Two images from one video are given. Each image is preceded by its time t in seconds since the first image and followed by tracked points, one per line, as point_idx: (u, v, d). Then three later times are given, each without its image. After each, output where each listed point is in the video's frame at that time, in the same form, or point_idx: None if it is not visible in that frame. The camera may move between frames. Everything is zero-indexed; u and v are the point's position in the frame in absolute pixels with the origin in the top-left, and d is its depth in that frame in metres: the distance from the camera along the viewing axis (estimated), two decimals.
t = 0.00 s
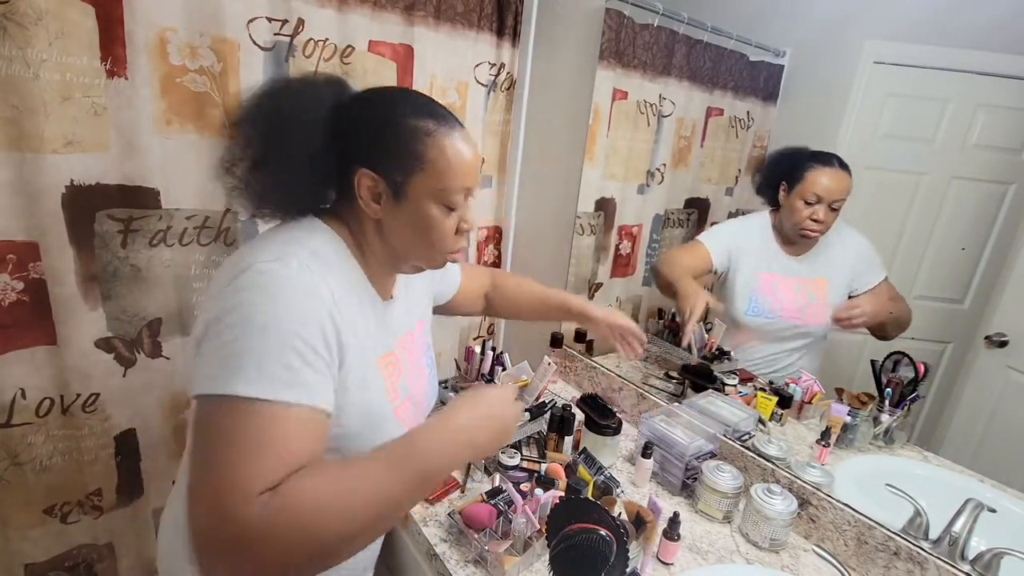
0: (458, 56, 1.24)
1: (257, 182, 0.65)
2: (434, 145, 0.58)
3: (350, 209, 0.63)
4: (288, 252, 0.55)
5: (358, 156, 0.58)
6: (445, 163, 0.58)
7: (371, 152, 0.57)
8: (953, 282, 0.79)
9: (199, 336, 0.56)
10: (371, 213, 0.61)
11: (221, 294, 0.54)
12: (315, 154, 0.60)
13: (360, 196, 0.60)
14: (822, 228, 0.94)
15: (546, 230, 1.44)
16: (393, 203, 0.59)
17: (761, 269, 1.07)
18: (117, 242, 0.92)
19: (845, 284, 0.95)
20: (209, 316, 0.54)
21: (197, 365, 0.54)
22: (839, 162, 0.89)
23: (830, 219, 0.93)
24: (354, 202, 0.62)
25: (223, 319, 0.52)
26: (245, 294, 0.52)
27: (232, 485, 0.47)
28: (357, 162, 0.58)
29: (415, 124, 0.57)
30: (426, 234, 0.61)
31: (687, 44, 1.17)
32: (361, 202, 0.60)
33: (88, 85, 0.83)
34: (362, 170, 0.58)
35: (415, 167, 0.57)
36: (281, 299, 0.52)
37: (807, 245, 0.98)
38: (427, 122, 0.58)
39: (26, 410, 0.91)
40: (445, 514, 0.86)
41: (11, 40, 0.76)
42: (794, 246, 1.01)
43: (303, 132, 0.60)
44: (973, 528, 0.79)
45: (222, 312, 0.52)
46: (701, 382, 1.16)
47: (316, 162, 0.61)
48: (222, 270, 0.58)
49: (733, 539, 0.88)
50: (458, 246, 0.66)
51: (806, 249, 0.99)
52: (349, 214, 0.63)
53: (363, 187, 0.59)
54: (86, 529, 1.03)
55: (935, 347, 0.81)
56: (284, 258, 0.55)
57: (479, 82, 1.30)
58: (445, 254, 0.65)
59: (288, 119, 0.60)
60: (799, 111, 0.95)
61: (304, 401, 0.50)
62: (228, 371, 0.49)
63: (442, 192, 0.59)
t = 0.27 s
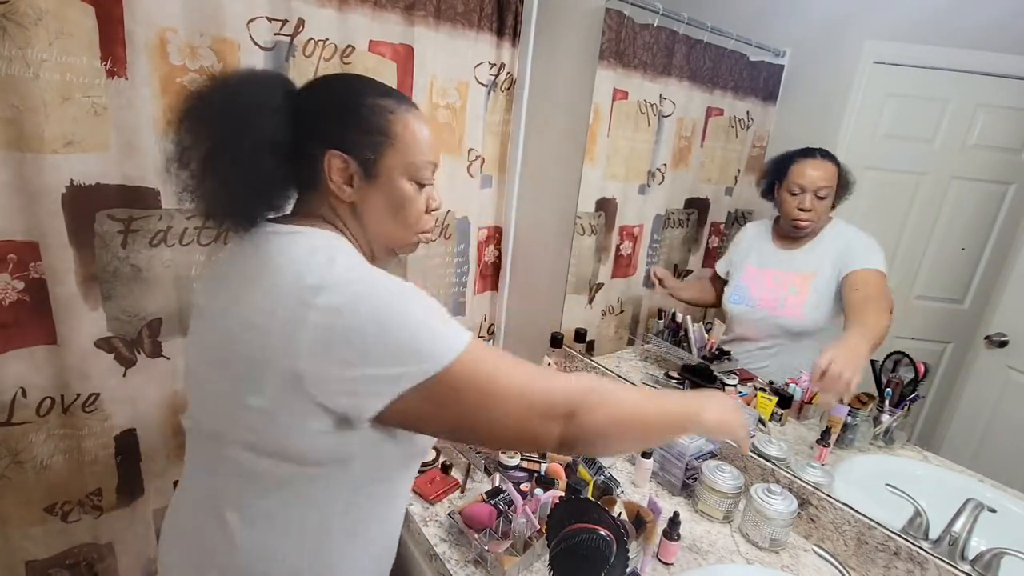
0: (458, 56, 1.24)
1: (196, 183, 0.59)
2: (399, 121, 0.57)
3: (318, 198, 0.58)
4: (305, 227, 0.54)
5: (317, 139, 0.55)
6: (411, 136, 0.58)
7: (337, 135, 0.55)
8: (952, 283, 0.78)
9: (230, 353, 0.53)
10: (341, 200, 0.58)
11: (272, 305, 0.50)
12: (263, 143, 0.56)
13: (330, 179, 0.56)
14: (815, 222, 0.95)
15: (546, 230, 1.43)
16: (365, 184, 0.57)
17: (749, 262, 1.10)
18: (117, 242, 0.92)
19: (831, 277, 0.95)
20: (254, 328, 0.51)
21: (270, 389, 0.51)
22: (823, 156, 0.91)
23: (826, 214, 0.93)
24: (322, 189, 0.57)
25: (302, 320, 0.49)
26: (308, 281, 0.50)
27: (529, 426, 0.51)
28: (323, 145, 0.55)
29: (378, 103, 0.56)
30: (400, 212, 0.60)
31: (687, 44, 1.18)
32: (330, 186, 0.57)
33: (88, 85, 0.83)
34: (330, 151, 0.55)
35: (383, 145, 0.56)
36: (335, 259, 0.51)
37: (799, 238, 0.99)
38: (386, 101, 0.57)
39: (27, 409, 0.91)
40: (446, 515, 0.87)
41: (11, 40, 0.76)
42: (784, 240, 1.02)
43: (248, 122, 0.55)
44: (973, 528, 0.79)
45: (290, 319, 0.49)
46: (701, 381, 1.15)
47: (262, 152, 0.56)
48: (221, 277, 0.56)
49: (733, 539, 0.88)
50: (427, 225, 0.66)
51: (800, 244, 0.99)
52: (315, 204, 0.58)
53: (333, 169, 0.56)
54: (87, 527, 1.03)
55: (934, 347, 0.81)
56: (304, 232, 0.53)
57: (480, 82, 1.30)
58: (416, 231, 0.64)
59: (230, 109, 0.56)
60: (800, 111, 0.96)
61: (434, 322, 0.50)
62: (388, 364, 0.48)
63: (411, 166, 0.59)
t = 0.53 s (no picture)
0: (458, 56, 1.24)
1: (233, 196, 0.50)
2: (470, 138, 0.58)
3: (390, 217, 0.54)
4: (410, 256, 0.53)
5: (397, 155, 0.53)
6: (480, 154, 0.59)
7: (417, 149, 0.53)
8: (952, 282, 0.79)
9: (340, 412, 0.49)
10: (413, 222, 0.55)
11: (406, 360, 0.48)
12: (333, 156, 0.47)
13: (404, 200, 0.54)
14: (842, 231, 0.91)
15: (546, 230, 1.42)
16: (440, 201, 0.56)
17: (783, 270, 1.04)
18: (118, 242, 0.92)
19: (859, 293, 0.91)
20: (387, 384, 0.48)
21: (412, 437, 0.49)
22: (855, 160, 0.87)
23: (857, 223, 0.89)
24: (399, 208, 0.54)
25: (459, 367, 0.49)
26: (450, 327, 0.50)
27: (648, 457, 0.54)
28: (400, 161, 0.53)
29: (452, 118, 0.56)
30: (465, 227, 0.61)
31: (687, 44, 1.19)
32: (406, 206, 0.54)
33: (88, 85, 0.83)
34: (410, 169, 0.53)
35: (458, 161, 0.56)
36: (462, 297, 0.53)
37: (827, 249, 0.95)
38: (450, 114, 0.56)
39: (27, 408, 0.91)
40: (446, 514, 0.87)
41: (12, 40, 0.76)
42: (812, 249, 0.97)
43: (304, 134, 0.46)
44: (973, 528, 0.79)
45: (434, 370, 0.49)
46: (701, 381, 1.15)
47: (326, 170, 0.47)
48: (285, 320, 0.50)
49: (733, 539, 0.88)
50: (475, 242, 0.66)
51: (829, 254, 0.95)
52: (387, 227, 0.54)
53: (409, 191, 0.54)
54: (87, 526, 1.03)
55: (934, 347, 0.81)
56: (418, 266, 0.53)
57: (480, 82, 1.29)
58: (470, 248, 0.64)
59: (285, 115, 0.46)
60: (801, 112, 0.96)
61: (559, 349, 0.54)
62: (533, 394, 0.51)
63: (478, 184, 0.60)
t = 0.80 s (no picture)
0: (458, 56, 1.24)
1: (283, 200, 0.48)
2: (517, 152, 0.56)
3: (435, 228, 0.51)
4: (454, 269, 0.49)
5: (448, 165, 0.51)
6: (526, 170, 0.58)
7: (467, 159, 0.51)
8: (952, 281, 0.78)
9: (378, 435, 0.45)
10: (459, 233, 0.53)
11: (451, 379, 0.45)
12: (389, 163, 0.46)
13: (454, 210, 0.52)
14: (851, 238, 0.91)
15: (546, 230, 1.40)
16: (487, 214, 0.54)
17: (793, 273, 1.02)
18: (118, 242, 0.92)
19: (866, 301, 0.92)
20: (430, 404, 0.45)
21: (457, 461, 0.46)
22: (864, 165, 0.86)
23: (867, 230, 0.89)
24: (444, 218, 0.51)
25: (506, 387, 0.46)
26: (491, 345, 0.46)
27: (687, 481, 0.51)
28: (450, 171, 0.51)
29: (501, 131, 0.55)
30: (506, 244, 0.58)
31: (687, 44, 1.21)
32: (453, 217, 0.52)
33: (88, 85, 0.83)
34: (459, 179, 0.51)
35: (507, 174, 0.54)
36: (500, 311, 0.49)
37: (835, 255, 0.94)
38: (500, 127, 0.55)
39: (27, 407, 0.91)
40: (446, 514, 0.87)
41: (12, 40, 0.76)
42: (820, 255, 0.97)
43: (373, 139, 0.45)
44: (973, 528, 0.80)
45: (480, 391, 0.45)
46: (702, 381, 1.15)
47: (385, 176, 0.46)
48: (321, 334, 0.46)
49: (733, 539, 0.89)
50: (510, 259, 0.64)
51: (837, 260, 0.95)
52: (432, 237, 0.51)
53: (457, 202, 0.52)
54: (87, 526, 1.03)
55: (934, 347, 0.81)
56: (455, 277, 0.49)
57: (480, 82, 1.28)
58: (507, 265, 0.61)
59: (355, 120, 0.45)
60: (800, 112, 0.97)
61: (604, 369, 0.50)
62: (586, 413, 0.47)
63: (521, 200, 0.58)
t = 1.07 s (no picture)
0: (458, 55, 1.24)
1: (300, 201, 0.48)
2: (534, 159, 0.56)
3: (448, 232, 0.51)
4: (465, 274, 0.50)
5: (465, 170, 0.51)
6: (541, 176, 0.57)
7: (485, 166, 0.51)
8: (953, 281, 0.79)
9: (388, 435, 0.45)
10: (474, 238, 0.53)
11: (462, 383, 0.45)
12: (409, 168, 0.46)
13: (469, 214, 0.52)
14: (851, 241, 0.90)
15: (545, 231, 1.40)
16: (502, 219, 0.54)
17: (792, 275, 1.02)
18: (118, 242, 0.92)
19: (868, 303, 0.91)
20: (440, 407, 0.44)
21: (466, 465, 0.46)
22: (864, 166, 0.86)
23: (866, 232, 0.89)
24: (457, 222, 0.51)
25: (517, 391, 0.46)
26: (503, 350, 0.46)
27: (694, 485, 0.52)
28: (468, 177, 0.51)
29: (518, 138, 0.55)
30: (518, 248, 0.58)
31: (688, 44, 1.20)
32: (467, 221, 0.52)
33: (88, 85, 0.83)
34: (475, 184, 0.51)
35: (523, 180, 0.54)
36: (511, 316, 0.49)
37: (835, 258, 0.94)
38: (517, 134, 0.55)
39: (27, 408, 0.90)
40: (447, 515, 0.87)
41: (12, 40, 0.76)
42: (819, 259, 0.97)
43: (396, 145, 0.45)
44: (972, 528, 0.80)
45: (491, 395, 0.45)
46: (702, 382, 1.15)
47: (405, 181, 0.46)
48: (332, 335, 0.46)
49: (733, 539, 0.89)
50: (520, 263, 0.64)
51: (839, 262, 0.94)
52: (446, 242, 0.51)
53: (474, 206, 0.52)
54: (87, 526, 1.03)
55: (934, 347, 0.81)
56: (466, 281, 0.49)
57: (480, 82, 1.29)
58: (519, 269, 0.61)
59: (379, 126, 0.45)
60: (801, 112, 0.97)
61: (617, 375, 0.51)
62: (597, 421, 0.47)
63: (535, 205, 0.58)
